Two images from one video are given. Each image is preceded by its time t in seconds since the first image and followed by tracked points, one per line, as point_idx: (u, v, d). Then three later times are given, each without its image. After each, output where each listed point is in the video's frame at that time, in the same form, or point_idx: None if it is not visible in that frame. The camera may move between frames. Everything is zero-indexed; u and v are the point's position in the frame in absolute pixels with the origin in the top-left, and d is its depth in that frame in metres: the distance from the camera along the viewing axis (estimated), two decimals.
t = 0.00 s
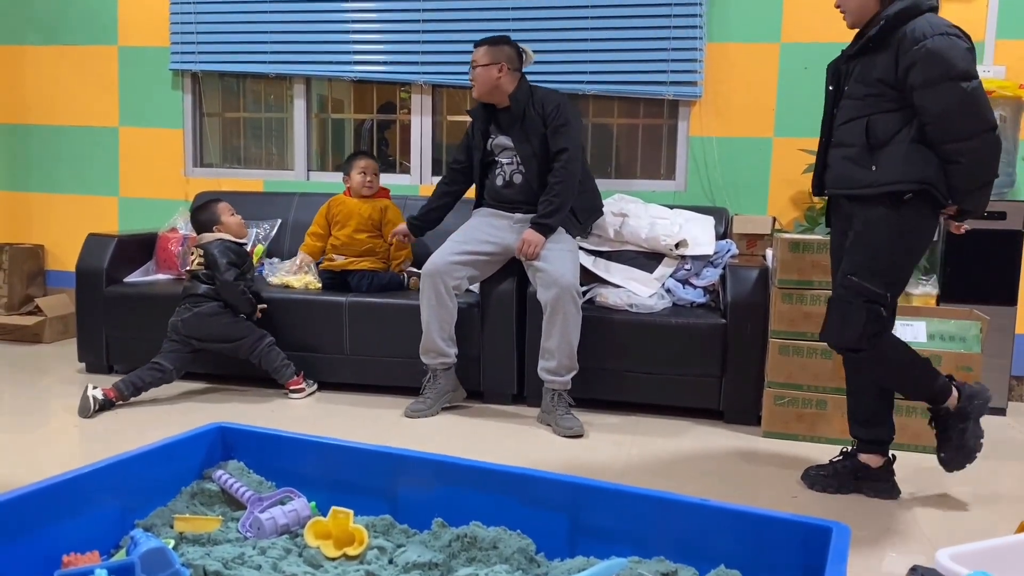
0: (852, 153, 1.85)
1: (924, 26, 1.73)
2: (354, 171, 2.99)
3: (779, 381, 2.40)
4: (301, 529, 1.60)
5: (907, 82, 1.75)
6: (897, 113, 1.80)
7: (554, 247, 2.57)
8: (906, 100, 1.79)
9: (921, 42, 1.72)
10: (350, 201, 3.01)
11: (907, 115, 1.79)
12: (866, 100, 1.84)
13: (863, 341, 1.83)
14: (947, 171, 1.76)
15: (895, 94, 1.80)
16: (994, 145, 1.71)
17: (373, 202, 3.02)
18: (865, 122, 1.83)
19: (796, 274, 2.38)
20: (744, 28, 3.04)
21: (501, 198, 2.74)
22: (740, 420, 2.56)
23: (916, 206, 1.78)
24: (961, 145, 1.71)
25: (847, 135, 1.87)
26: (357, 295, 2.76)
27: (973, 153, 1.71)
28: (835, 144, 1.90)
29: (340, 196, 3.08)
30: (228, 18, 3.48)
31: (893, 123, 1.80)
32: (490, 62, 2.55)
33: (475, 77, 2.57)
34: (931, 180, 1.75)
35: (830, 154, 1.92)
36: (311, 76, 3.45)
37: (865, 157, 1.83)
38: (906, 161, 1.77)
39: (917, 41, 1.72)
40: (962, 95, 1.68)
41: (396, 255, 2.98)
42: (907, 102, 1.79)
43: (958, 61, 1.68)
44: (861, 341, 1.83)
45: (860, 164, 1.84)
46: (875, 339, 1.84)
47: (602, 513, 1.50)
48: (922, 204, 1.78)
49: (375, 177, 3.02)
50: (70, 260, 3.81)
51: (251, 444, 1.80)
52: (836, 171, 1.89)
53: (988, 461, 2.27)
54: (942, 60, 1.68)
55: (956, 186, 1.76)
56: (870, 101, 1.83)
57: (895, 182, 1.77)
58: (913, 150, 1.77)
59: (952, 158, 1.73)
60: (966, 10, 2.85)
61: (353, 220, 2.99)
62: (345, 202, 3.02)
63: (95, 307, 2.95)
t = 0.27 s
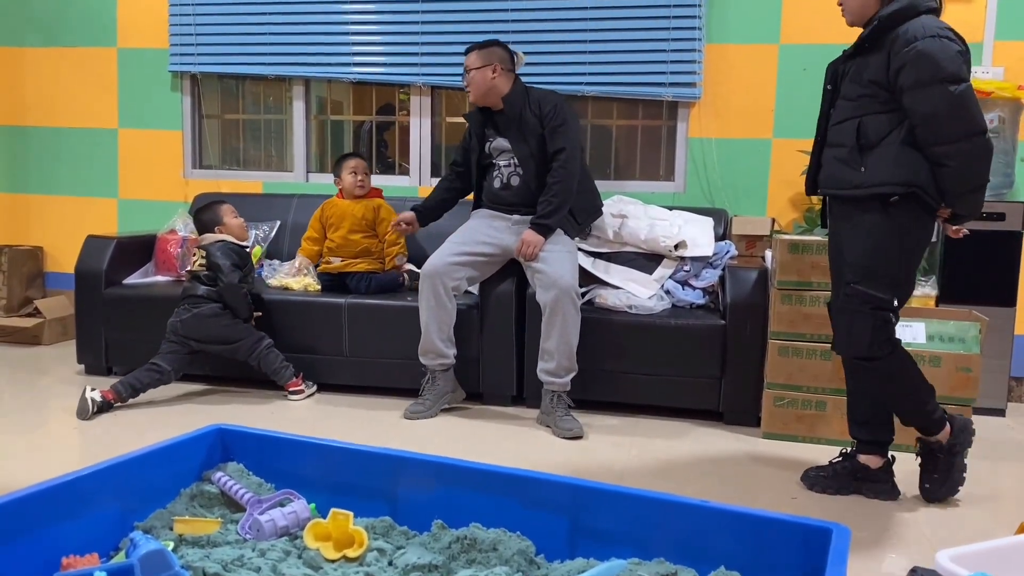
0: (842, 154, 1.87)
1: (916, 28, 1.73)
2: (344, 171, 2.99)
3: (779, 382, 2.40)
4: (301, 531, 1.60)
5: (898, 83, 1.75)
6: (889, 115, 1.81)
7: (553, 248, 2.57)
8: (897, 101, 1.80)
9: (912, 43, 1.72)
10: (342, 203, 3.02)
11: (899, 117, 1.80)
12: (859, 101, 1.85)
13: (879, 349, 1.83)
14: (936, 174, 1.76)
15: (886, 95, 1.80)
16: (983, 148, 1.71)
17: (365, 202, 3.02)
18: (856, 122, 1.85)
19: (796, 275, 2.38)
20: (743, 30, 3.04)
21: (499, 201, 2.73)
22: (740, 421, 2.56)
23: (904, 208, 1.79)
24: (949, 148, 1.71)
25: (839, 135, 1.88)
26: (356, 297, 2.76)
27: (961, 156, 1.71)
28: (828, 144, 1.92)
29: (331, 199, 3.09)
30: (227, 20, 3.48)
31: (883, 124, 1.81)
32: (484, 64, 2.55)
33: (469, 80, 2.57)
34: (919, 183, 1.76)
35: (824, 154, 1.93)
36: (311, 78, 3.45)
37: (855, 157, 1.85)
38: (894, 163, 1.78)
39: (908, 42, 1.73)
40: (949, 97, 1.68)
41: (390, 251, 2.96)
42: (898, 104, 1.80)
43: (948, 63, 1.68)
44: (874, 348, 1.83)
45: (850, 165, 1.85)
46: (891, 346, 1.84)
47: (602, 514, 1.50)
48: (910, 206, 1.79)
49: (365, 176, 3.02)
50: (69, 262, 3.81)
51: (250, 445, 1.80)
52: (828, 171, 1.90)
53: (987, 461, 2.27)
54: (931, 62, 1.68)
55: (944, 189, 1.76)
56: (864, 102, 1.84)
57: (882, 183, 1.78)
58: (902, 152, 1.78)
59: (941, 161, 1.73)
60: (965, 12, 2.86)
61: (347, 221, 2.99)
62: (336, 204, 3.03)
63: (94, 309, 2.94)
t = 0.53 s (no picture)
0: (850, 156, 1.83)
1: (927, 29, 1.69)
2: (339, 173, 3.00)
3: (777, 383, 2.40)
4: (300, 533, 1.60)
5: (908, 85, 1.72)
6: (898, 117, 1.78)
7: (552, 250, 2.58)
8: (907, 103, 1.77)
9: (924, 45, 1.68)
10: (339, 204, 3.02)
11: (907, 119, 1.77)
12: (866, 103, 1.82)
13: (883, 349, 1.78)
14: (947, 176, 1.72)
15: (896, 97, 1.77)
16: (994, 150, 1.68)
17: (362, 203, 3.02)
18: (864, 124, 1.82)
19: (794, 277, 2.39)
20: (741, 31, 3.05)
21: (497, 201, 2.74)
22: (738, 423, 2.56)
23: (916, 211, 1.76)
24: (961, 151, 1.68)
25: (846, 137, 1.85)
26: (354, 298, 2.76)
27: (974, 159, 1.68)
28: (833, 145, 1.89)
29: (330, 200, 3.08)
30: (225, 22, 3.48)
31: (893, 126, 1.78)
32: (482, 67, 2.55)
33: (469, 83, 2.58)
34: (930, 185, 1.72)
35: (828, 156, 1.90)
36: (309, 79, 3.46)
37: (863, 160, 1.81)
38: (904, 166, 1.74)
39: (920, 43, 1.69)
40: (964, 100, 1.64)
41: (388, 252, 2.96)
42: (908, 106, 1.76)
43: (961, 65, 1.64)
44: (880, 348, 1.78)
45: (857, 167, 1.82)
46: (896, 348, 1.79)
47: (601, 516, 1.50)
48: (921, 209, 1.76)
49: (361, 178, 3.02)
50: (67, 263, 3.80)
51: (249, 447, 1.80)
52: (834, 173, 1.87)
53: (985, 462, 2.28)
54: (944, 64, 1.65)
55: (955, 192, 1.73)
56: (870, 104, 1.81)
57: (893, 186, 1.75)
58: (914, 155, 1.74)
59: (952, 164, 1.70)
60: (962, 13, 2.86)
61: (344, 222, 2.99)
62: (335, 206, 3.03)
63: (93, 311, 2.94)
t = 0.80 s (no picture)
0: (856, 157, 1.79)
1: (936, 26, 1.65)
2: (339, 174, 2.99)
3: (774, 384, 2.41)
4: (298, 535, 1.60)
5: (917, 84, 1.67)
6: (905, 116, 1.73)
7: (551, 252, 2.58)
8: (914, 102, 1.72)
9: (934, 43, 1.64)
10: (338, 205, 3.02)
11: (915, 118, 1.72)
12: (872, 101, 1.78)
13: (912, 353, 1.72)
14: (956, 176, 1.68)
15: (903, 96, 1.73)
16: (1003, 151, 1.64)
17: (362, 204, 3.02)
18: (870, 124, 1.77)
19: (791, 278, 2.39)
20: (738, 33, 3.05)
21: (496, 202, 2.73)
22: (736, 424, 2.57)
23: (927, 213, 1.70)
24: (972, 151, 1.64)
25: (852, 137, 1.81)
26: (352, 300, 2.76)
27: (984, 159, 1.64)
28: (838, 145, 1.85)
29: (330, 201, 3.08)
30: (223, 24, 3.48)
31: (900, 126, 1.73)
32: (483, 67, 2.55)
33: (469, 83, 2.58)
34: (940, 187, 1.67)
35: (832, 155, 1.86)
36: (306, 81, 3.46)
37: (869, 161, 1.77)
38: (913, 167, 1.69)
39: (930, 41, 1.64)
40: (975, 100, 1.61)
41: (387, 254, 2.96)
42: (915, 105, 1.72)
43: (973, 64, 1.61)
44: (909, 354, 1.72)
45: (864, 168, 1.77)
46: (922, 352, 1.73)
47: (600, 518, 1.50)
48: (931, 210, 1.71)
49: (361, 179, 3.03)
50: (64, 265, 3.80)
51: (247, 449, 1.80)
52: (840, 174, 1.83)
53: (983, 463, 2.28)
54: (955, 63, 1.61)
55: (965, 193, 1.68)
56: (876, 103, 1.77)
57: (903, 188, 1.69)
58: (922, 155, 1.69)
59: (962, 164, 1.66)
60: (958, 15, 2.87)
61: (344, 223, 2.99)
62: (334, 207, 3.03)
63: (90, 313, 2.94)
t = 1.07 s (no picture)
0: (858, 157, 1.79)
1: (941, 25, 1.66)
2: (337, 176, 2.99)
3: (771, 385, 2.41)
4: (293, 536, 1.59)
5: (921, 85, 1.68)
6: (907, 117, 1.73)
7: (549, 253, 2.58)
8: (915, 102, 1.73)
9: (939, 42, 1.64)
10: (337, 207, 3.02)
11: (917, 119, 1.73)
12: (873, 101, 1.78)
13: (914, 357, 1.72)
14: (957, 178, 1.69)
15: (905, 96, 1.73)
16: (1005, 153, 1.66)
17: (361, 205, 3.01)
18: (872, 124, 1.77)
19: (787, 279, 2.40)
20: (735, 34, 3.06)
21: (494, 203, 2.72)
22: (732, 425, 2.57)
23: (929, 215, 1.71)
24: (975, 153, 1.65)
25: (853, 138, 1.80)
26: (349, 301, 2.76)
27: (986, 161, 1.65)
28: (839, 145, 1.84)
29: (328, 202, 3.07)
30: (219, 25, 3.47)
31: (903, 126, 1.73)
32: (483, 67, 2.55)
33: (469, 84, 2.57)
34: (943, 188, 1.68)
35: (832, 156, 1.86)
36: (303, 82, 3.45)
37: (871, 162, 1.77)
38: (916, 168, 1.69)
39: (935, 42, 1.65)
40: (981, 100, 1.61)
41: (383, 254, 2.96)
42: (918, 105, 1.72)
43: (978, 65, 1.61)
44: (912, 357, 1.72)
45: (866, 169, 1.77)
46: (925, 356, 1.73)
47: (597, 518, 1.50)
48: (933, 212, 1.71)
49: (360, 181, 3.02)
50: (59, 266, 3.79)
51: (243, 450, 1.79)
52: (840, 175, 1.82)
53: (979, 464, 2.28)
54: (961, 63, 1.62)
55: (968, 194, 1.69)
56: (878, 103, 1.77)
57: (908, 190, 1.69)
58: (925, 156, 1.70)
59: (965, 165, 1.66)
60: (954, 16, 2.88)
61: (342, 224, 2.99)
62: (332, 208, 3.02)
63: (86, 314, 2.93)
